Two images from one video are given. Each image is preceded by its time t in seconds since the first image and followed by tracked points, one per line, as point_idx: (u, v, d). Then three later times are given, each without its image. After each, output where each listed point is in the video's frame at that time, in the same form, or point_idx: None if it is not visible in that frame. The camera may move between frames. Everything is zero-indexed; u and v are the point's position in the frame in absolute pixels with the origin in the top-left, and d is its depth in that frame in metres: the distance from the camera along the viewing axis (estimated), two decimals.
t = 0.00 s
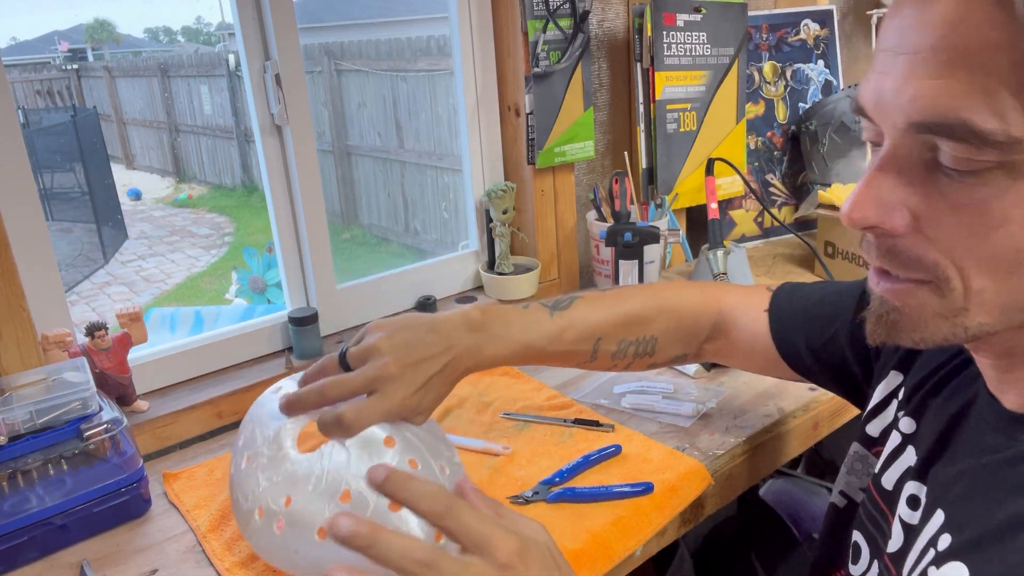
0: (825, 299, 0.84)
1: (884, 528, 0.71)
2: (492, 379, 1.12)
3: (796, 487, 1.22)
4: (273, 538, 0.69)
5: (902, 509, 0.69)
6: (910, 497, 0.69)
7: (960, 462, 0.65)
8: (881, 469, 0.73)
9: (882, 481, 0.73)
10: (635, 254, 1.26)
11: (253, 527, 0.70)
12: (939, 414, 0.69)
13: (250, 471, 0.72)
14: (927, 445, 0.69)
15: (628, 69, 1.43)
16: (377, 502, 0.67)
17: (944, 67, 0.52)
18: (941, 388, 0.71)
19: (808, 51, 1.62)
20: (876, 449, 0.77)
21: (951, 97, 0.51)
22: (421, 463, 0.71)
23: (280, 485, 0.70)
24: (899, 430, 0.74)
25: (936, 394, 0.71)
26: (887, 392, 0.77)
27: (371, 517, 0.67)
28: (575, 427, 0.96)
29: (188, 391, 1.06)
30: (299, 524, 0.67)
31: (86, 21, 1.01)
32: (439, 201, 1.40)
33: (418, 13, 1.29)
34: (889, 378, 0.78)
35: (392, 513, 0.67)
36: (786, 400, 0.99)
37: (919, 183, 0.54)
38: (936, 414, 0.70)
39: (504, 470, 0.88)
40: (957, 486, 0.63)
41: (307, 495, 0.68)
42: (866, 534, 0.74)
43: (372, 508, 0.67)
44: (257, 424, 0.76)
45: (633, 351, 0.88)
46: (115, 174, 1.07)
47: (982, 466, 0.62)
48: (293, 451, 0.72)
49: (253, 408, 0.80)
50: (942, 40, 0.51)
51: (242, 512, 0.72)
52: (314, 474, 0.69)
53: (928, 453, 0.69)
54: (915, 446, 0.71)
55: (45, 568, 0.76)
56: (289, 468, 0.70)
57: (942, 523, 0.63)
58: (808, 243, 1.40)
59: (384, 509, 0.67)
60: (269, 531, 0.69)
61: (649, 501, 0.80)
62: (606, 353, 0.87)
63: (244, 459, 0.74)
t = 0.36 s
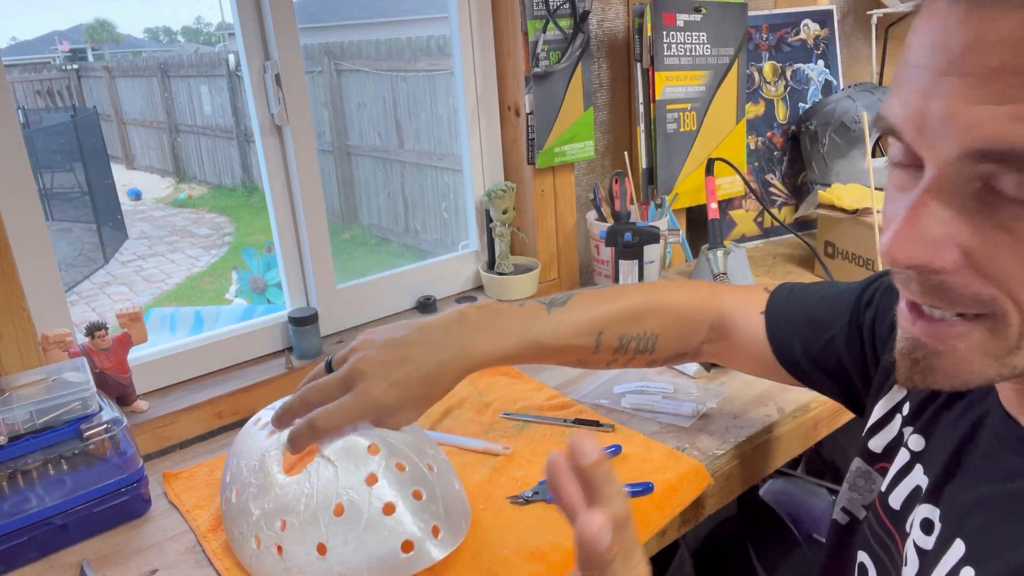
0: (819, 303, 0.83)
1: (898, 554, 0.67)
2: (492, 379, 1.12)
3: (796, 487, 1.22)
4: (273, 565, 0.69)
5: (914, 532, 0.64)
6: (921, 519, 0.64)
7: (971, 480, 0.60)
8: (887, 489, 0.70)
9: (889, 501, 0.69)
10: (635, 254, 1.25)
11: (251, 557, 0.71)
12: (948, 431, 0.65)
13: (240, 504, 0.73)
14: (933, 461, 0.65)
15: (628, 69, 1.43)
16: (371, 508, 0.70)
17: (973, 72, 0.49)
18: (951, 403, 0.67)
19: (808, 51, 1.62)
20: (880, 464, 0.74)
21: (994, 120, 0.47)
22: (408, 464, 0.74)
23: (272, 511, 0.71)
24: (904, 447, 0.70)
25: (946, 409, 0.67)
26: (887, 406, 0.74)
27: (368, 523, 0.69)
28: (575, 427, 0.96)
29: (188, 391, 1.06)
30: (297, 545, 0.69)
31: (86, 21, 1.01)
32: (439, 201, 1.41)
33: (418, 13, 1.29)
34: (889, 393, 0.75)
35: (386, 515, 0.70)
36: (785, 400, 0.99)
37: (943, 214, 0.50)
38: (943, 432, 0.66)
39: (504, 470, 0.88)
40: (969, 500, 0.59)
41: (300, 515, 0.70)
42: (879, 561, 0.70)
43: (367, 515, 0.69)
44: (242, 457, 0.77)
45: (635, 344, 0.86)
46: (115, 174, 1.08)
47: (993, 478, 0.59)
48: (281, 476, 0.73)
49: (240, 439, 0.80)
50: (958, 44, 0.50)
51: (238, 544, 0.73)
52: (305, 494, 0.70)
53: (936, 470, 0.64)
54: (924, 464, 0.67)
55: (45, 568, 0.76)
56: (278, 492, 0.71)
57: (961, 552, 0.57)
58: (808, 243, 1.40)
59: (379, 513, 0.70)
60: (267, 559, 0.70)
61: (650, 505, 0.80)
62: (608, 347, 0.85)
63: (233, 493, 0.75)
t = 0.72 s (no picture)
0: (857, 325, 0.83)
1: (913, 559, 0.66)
2: (492, 379, 1.12)
3: (796, 487, 1.22)
4: (275, 568, 0.70)
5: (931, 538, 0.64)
6: (940, 524, 0.63)
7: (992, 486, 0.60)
8: (909, 493, 0.68)
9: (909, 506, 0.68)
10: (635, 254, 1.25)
11: (253, 559, 0.71)
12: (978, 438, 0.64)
13: (241, 503, 0.73)
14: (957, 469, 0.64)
15: (628, 68, 1.42)
16: (375, 518, 0.69)
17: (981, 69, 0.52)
18: (980, 407, 0.65)
19: (808, 51, 1.62)
20: (907, 471, 0.72)
21: (988, 110, 0.50)
22: (413, 473, 0.73)
23: (274, 513, 0.71)
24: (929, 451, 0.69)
25: (975, 414, 0.66)
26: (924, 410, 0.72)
27: (372, 534, 0.69)
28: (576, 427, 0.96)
29: (187, 391, 1.06)
30: (300, 550, 0.69)
31: (86, 21, 1.01)
32: (439, 201, 1.41)
33: (418, 13, 1.29)
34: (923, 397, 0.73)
35: (391, 526, 0.69)
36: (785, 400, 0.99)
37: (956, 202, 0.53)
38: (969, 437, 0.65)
39: (504, 470, 0.88)
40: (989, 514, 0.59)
41: (304, 521, 0.69)
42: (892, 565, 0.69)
43: (371, 526, 0.69)
44: (245, 457, 0.77)
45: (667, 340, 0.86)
46: (115, 174, 1.08)
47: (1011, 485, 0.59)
48: (283, 478, 0.73)
49: (240, 435, 0.81)
50: (942, 47, 0.53)
51: (240, 545, 0.73)
52: (309, 497, 0.70)
53: (960, 477, 0.64)
54: (948, 470, 0.66)
55: (45, 569, 0.76)
56: (282, 495, 0.71)
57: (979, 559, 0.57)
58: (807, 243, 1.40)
59: (385, 527, 0.69)
60: (269, 562, 0.70)
61: (654, 506, 0.80)
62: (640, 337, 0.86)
63: (235, 493, 0.75)
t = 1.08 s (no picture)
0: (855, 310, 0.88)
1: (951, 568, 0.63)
2: (492, 379, 1.12)
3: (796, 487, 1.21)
4: (275, 567, 0.70)
5: (971, 546, 0.60)
6: (979, 533, 0.60)
7: None
8: (964, 495, 0.65)
9: (960, 510, 0.64)
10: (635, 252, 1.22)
11: (253, 559, 0.71)
12: None
13: (241, 504, 0.73)
14: (1006, 472, 0.60)
15: (628, 69, 1.43)
16: (375, 518, 0.69)
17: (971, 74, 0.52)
18: None
19: (808, 51, 1.62)
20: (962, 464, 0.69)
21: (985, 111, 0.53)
22: (413, 472, 0.74)
23: (274, 515, 0.71)
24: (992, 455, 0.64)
25: None
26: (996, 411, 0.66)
27: (372, 534, 0.69)
28: (575, 427, 0.96)
29: (187, 391, 1.06)
30: (300, 550, 0.69)
31: (86, 21, 1.01)
32: (439, 201, 1.41)
33: (419, 13, 1.29)
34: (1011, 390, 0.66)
35: (391, 526, 0.70)
36: (785, 400, 0.99)
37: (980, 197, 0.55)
38: None
39: (504, 470, 0.88)
40: None
41: (304, 521, 0.69)
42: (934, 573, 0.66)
43: (371, 527, 0.69)
44: (245, 458, 0.77)
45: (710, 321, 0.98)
46: (115, 174, 1.08)
47: None
48: (283, 478, 0.73)
49: (239, 435, 0.81)
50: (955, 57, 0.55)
51: (240, 545, 0.73)
52: (309, 498, 0.70)
53: (1010, 484, 0.59)
54: (998, 475, 0.61)
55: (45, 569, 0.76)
56: (282, 495, 0.71)
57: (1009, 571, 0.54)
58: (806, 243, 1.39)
59: (384, 526, 0.69)
60: (270, 561, 0.70)
61: (648, 503, 0.80)
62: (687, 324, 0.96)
63: (235, 493, 0.75)
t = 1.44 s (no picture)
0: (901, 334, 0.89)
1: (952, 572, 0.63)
2: (492, 379, 1.12)
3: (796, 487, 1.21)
4: (275, 567, 0.70)
5: (973, 549, 0.60)
6: (982, 535, 0.60)
7: None
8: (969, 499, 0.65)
9: (963, 513, 0.65)
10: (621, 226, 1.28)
11: (253, 559, 0.71)
12: None
13: (241, 504, 0.73)
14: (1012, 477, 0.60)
15: (628, 69, 1.43)
16: (375, 518, 0.69)
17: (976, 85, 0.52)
18: None
19: (808, 51, 1.62)
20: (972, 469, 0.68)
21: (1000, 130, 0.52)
22: (413, 473, 0.73)
23: (275, 515, 0.71)
24: (999, 461, 0.64)
25: None
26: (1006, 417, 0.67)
27: (372, 534, 0.69)
28: (576, 427, 0.96)
29: (187, 392, 1.06)
30: (301, 551, 0.69)
31: (86, 21, 1.01)
32: (439, 201, 1.41)
33: (419, 13, 1.29)
34: None
35: (391, 526, 0.70)
36: (786, 399, 0.99)
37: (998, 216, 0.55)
38: None
39: (504, 470, 0.88)
40: None
41: (304, 521, 0.69)
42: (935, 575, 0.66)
43: (371, 527, 0.69)
44: (245, 458, 0.77)
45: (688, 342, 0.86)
46: (115, 174, 1.07)
47: None
48: (283, 478, 0.73)
49: (239, 435, 0.81)
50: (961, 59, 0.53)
51: (240, 545, 0.73)
52: (309, 497, 0.70)
53: (1015, 489, 0.59)
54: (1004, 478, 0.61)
55: (45, 569, 0.76)
56: (283, 495, 0.71)
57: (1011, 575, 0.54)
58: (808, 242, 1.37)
59: (384, 526, 0.69)
60: (270, 561, 0.70)
61: (649, 504, 0.80)
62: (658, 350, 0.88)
63: (235, 493, 0.75)
